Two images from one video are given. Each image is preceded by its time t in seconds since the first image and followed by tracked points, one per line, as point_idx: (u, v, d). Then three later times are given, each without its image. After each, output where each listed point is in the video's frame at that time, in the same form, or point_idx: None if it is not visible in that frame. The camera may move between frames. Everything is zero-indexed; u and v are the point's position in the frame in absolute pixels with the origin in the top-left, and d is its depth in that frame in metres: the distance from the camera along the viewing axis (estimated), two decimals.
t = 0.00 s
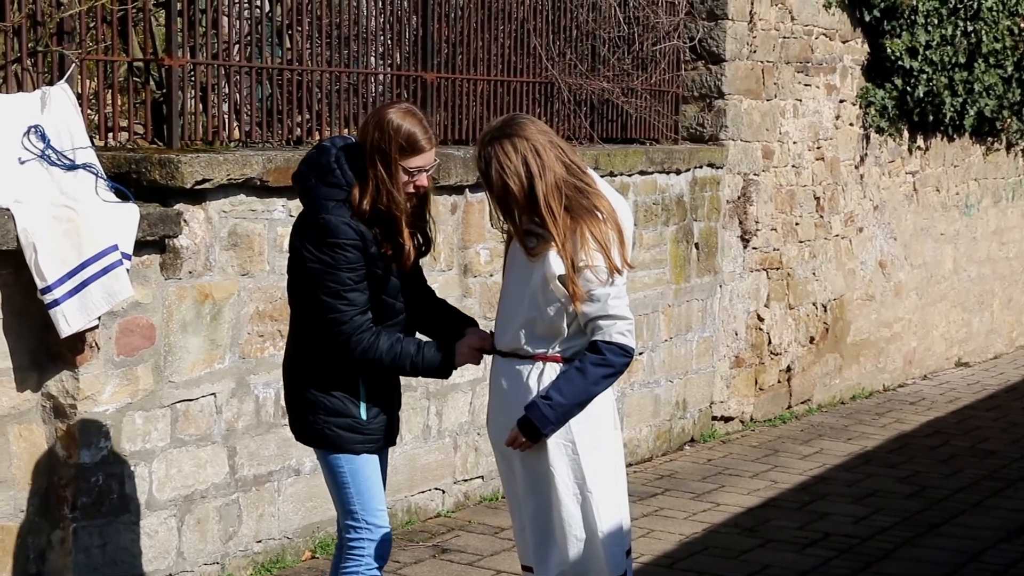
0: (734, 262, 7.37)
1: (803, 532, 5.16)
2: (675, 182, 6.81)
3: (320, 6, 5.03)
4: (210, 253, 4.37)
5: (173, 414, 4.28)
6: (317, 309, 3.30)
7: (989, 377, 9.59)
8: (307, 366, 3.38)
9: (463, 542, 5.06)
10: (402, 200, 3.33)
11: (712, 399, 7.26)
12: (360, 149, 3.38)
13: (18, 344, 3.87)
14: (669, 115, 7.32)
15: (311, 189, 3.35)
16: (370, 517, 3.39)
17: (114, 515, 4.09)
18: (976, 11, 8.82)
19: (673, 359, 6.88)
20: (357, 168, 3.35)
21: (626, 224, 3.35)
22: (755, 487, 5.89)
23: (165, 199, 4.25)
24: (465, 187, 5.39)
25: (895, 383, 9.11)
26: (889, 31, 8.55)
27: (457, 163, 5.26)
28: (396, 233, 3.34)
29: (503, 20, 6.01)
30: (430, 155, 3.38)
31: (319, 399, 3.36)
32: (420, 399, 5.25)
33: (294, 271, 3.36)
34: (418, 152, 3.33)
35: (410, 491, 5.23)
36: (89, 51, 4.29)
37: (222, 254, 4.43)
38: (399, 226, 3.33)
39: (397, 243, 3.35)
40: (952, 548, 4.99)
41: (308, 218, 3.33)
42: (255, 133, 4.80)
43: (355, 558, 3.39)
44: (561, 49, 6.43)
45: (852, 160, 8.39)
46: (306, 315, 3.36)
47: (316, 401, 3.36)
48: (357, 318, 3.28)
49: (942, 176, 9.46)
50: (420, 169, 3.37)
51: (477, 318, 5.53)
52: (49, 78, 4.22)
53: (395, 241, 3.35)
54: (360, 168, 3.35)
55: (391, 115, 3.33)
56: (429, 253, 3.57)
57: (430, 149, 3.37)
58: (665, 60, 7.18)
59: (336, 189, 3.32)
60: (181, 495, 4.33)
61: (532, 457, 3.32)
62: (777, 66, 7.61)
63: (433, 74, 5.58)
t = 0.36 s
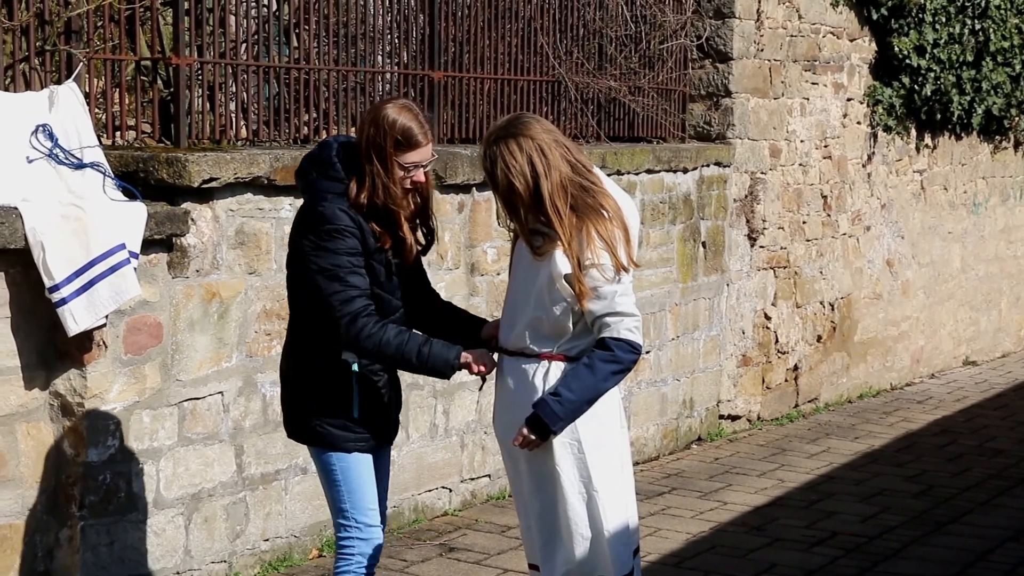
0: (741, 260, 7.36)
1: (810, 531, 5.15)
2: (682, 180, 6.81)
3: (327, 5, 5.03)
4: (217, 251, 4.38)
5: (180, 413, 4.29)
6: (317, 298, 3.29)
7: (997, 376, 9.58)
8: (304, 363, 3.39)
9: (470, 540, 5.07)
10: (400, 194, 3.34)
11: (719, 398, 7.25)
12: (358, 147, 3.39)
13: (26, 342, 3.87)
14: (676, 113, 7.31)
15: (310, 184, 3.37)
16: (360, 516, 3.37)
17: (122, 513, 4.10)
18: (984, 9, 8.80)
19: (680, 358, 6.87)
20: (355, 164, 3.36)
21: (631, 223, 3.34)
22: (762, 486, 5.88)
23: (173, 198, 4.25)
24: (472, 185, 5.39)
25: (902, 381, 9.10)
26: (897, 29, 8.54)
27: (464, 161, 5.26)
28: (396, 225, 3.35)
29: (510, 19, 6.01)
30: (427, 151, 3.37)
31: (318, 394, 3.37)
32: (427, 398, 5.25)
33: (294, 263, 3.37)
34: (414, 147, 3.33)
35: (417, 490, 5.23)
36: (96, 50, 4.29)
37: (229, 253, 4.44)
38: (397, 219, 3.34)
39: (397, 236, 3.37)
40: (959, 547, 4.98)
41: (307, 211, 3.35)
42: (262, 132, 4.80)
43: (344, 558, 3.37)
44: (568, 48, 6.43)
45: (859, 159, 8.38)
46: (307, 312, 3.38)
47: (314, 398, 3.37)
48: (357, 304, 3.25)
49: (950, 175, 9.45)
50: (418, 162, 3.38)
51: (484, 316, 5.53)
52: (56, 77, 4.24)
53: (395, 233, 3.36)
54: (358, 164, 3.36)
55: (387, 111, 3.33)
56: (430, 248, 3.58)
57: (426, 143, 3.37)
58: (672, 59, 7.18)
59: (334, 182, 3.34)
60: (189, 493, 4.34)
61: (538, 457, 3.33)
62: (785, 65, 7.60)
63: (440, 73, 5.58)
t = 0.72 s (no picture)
0: (749, 259, 7.36)
1: (818, 530, 5.15)
2: (689, 179, 6.81)
3: (335, 4, 5.03)
4: (225, 250, 4.39)
5: (188, 411, 4.30)
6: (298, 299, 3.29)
7: (1005, 375, 9.56)
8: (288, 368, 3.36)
9: (478, 539, 5.07)
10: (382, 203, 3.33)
11: (726, 397, 7.25)
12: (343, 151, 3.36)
13: (34, 341, 3.87)
14: (683, 112, 7.31)
15: (297, 186, 3.36)
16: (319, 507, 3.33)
17: (130, 512, 4.10)
18: (992, 8, 8.79)
19: (688, 357, 6.87)
20: (339, 170, 3.34)
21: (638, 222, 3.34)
22: (769, 485, 5.88)
23: (180, 197, 4.25)
24: (480, 184, 5.39)
25: (910, 381, 9.09)
26: (905, 28, 8.52)
27: (472, 161, 5.26)
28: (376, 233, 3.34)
29: (517, 18, 6.02)
30: (410, 158, 3.34)
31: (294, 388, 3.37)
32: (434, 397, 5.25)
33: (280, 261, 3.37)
34: (395, 156, 3.30)
35: (425, 489, 5.24)
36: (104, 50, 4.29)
37: (236, 252, 4.44)
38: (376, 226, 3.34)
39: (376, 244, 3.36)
40: (967, 547, 4.97)
41: (292, 212, 3.34)
42: (270, 131, 4.80)
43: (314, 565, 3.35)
44: (575, 47, 6.43)
45: (867, 158, 8.37)
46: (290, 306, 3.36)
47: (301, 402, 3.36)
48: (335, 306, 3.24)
49: (958, 174, 9.43)
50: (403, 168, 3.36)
51: (492, 316, 5.53)
52: (65, 76, 4.22)
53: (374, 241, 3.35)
54: (341, 169, 3.34)
55: (374, 117, 3.30)
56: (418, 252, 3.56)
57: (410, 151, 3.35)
58: (679, 58, 7.17)
59: (321, 187, 3.31)
60: (196, 492, 4.34)
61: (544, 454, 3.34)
62: (792, 64, 7.59)
63: (448, 71, 5.58)
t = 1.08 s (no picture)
0: (766, 257, 7.34)
1: (835, 528, 5.13)
2: (706, 176, 6.79)
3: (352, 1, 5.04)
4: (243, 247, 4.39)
5: (206, 408, 4.34)
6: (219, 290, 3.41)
7: None
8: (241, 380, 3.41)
9: (495, 536, 5.07)
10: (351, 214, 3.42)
11: (743, 394, 7.24)
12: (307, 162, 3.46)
13: (53, 338, 3.89)
14: (701, 109, 7.30)
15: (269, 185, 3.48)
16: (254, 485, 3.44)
17: (146, 508, 4.13)
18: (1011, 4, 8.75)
19: (704, 355, 6.86)
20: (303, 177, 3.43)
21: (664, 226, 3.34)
22: (787, 483, 5.86)
23: (198, 194, 4.27)
24: (497, 181, 5.39)
25: (928, 378, 9.06)
26: (923, 24, 8.49)
27: (489, 158, 5.26)
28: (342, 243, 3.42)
29: (534, 15, 6.01)
30: (375, 169, 3.43)
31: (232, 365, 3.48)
32: (451, 393, 5.26)
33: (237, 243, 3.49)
34: (355, 167, 3.39)
35: (442, 486, 5.24)
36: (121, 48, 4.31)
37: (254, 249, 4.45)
38: (344, 235, 3.40)
39: (347, 254, 3.44)
40: (985, 545, 4.96)
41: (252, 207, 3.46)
42: (286, 128, 4.81)
43: None
44: (592, 43, 6.42)
45: (885, 155, 8.35)
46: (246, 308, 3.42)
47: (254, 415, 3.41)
48: (236, 311, 3.32)
49: (976, 171, 9.40)
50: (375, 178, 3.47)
51: (508, 312, 5.53)
52: (83, 73, 4.26)
53: (347, 251, 3.44)
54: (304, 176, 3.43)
55: (338, 127, 3.40)
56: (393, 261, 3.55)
57: (376, 162, 3.44)
58: (696, 55, 7.16)
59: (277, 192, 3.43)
60: (214, 488, 4.40)
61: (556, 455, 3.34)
62: (810, 60, 7.57)
63: (465, 68, 5.57)
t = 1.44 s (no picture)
0: (782, 255, 7.33)
1: (852, 527, 5.12)
2: (722, 175, 6.78)
3: None
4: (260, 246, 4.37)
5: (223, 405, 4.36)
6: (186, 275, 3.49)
7: None
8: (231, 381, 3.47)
9: (510, 534, 5.07)
10: (284, 189, 3.42)
11: (759, 392, 7.22)
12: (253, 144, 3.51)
13: (69, 336, 3.91)
14: (716, 108, 7.28)
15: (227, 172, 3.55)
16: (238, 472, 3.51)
17: (162, 506, 4.16)
18: None
19: (720, 353, 6.85)
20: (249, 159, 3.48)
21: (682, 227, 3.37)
22: (803, 481, 5.85)
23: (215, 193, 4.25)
24: (512, 179, 5.39)
25: (945, 377, 9.03)
26: (940, 22, 8.46)
27: (504, 157, 5.25)
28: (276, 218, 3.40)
29: (550, 13, 6.01)
30: (317, 147, 3.43)
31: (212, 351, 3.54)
32: (466, 391, 5.26)
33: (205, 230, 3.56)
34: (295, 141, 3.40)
35: (457, 484, 5.24)
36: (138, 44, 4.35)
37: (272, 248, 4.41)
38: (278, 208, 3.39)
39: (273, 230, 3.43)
40: (1002, 544, 4.94)
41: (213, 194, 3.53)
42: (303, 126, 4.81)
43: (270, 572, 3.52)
44: (608, 41, 6.41)
45: (902, 153, 8.32)
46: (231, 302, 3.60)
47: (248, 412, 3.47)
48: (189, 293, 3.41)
49: (994, 168, 9.37)
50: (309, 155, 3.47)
51: (524, 311, 5.53)
52: (100, 72, 4.28)
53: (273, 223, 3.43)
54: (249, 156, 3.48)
55: (281, 103, 3.44)
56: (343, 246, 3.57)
57: (321, 138, 3.44)
58: (712, 53, 7.15)
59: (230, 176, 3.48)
60: (230, 485, 4.40)
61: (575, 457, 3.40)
62: (826, 58, 7.55)
63: (480, 67, 5.57)
